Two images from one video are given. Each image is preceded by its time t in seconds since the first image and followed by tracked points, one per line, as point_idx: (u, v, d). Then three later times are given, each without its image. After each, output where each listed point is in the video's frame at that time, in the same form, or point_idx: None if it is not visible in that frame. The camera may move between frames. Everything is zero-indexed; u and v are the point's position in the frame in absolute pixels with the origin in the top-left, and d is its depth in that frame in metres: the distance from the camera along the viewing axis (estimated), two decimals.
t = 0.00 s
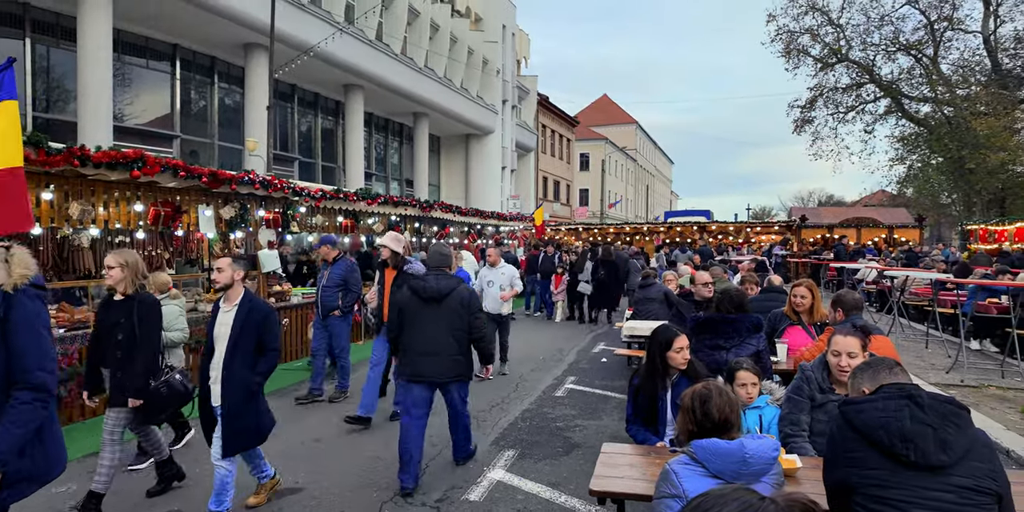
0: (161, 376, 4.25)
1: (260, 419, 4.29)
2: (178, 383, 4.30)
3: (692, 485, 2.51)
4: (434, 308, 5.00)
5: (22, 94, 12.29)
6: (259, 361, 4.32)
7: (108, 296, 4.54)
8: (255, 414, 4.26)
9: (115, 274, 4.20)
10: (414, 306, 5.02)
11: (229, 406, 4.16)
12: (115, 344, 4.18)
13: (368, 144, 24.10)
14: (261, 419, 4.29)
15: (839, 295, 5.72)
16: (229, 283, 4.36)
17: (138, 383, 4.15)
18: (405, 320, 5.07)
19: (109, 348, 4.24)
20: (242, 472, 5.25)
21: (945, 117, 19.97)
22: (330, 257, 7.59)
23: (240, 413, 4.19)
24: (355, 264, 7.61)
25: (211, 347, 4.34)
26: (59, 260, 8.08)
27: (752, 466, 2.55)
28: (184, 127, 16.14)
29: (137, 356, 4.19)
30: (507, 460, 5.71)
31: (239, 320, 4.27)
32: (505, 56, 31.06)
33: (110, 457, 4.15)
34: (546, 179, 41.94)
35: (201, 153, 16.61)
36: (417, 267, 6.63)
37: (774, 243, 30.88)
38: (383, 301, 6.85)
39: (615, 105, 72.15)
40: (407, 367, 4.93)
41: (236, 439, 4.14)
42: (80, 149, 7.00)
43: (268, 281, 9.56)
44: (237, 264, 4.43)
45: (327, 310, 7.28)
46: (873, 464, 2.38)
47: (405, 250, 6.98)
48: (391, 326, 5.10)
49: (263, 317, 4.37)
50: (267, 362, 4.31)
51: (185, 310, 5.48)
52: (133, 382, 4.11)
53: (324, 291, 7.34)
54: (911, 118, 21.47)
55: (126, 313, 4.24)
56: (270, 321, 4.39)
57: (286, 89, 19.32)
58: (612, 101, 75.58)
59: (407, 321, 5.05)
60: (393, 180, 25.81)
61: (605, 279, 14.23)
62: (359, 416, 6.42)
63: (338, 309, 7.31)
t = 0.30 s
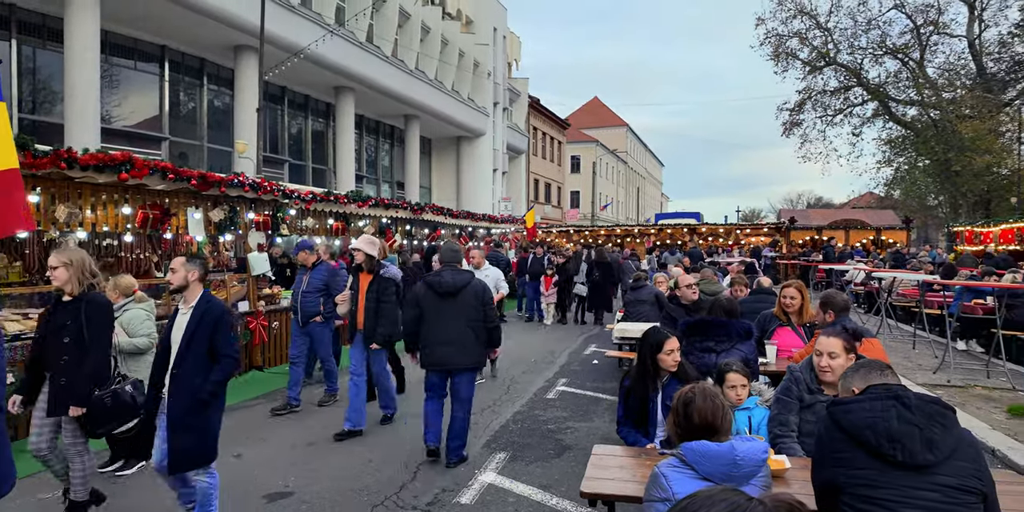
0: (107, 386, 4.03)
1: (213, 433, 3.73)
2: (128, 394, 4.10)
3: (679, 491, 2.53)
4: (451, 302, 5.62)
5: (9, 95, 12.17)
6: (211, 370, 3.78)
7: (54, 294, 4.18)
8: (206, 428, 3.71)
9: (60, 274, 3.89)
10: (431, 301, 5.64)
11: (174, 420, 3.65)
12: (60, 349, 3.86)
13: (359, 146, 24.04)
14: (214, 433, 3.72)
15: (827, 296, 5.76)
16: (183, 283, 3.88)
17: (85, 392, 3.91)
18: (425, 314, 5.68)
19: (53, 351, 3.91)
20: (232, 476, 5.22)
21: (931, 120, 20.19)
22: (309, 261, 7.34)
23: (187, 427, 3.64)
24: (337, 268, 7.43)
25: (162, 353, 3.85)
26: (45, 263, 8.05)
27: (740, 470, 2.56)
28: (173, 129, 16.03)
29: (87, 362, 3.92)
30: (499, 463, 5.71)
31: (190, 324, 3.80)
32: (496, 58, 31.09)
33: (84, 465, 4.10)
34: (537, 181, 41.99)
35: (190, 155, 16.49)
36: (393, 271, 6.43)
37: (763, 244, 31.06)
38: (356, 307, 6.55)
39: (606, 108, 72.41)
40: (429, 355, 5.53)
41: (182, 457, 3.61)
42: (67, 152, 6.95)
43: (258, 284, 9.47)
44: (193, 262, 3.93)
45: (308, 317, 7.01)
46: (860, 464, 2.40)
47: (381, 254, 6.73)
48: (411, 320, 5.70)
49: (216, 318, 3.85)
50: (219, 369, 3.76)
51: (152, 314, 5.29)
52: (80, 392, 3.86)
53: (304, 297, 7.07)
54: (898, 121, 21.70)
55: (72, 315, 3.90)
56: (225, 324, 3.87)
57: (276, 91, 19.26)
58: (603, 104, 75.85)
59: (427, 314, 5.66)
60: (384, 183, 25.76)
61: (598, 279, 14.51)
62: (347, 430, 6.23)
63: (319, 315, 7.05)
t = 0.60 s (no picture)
0: (54, 405, 3.97)
1: (170, 449, 3.62)
2: (79, 411, 4.02)
3: (670, 490, 2.53)
4: (454, 304, 5.79)
5: None
6: (161, 386, 3.62)
7: None
8: (162, 447, 3.59)
9: None
10: (435, 304, 5.79)
11: (125, 440, 3.53)
12: None
13: (348, 149, 23.97)
14: (171, 451, 3.61)
15: (815, 298, 5.80)
16: (121, 295, 3.69)
17: (25, 412, 3.85)
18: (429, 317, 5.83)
19: None
20: (221, 481, 5.18)
21: (917, 123, 20.43)
22: (281, 264, 7.29)
23: (140, 447, 3.54)
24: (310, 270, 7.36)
25: (104, 370, 3.69)
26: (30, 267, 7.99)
27: (725, 467, 2.57)
28: (160, 132, 15.90)
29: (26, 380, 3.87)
30: (489, 465, 5.71)
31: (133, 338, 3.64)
32: (486, 60, 31.12)
33: (53, 476, 4.13)
34: (527, 183, 42.02)
35: (178, 157, 16.37)
36: (372, 272, 6.25)
37: (752, 246, 31.28)
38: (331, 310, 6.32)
39: (595, 111, 72.63)
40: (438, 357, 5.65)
41: (139, 476, 3.54)
42: (52, 154, 6.88)
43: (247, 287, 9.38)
44: (130, 272, 3.74)
45: (282, 319, 6.88)
46: (848, 464, 2.42)
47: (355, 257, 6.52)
48: (415, 324, 5.83)
49: (159, 331, 3.68)
50: (166, 387, 3.57)
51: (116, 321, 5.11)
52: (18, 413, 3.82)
53: (278, 299, 6.98)
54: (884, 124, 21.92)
55: (10, 329, 3.85)
56: (171, 335, 3.69)
57: (264, 93, 19.16)
58: (592, 106, 76.05)
59: (431, 318, 5.80)
60: (374, 185, 25.70)
61: (588, 282, 14.55)
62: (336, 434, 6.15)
63: (294, 317, 6.94)
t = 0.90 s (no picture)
0: None
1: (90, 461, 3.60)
2: None
3: (663, 490, 2.54)
4: (456, 300, 6.46)
5: None
6: (89, 394, 3.57)
7: None
8: (82, 459, 3.56)
9: None
10: (438, 299, 6.49)
11: (41, 451, 3.46)
12: None
13: (338, 150, 23.88)
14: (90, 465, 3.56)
15: (803, 299, 5.83)
16: (46, 298, 3.57)
17: None
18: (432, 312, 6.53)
19: None
20: (209, 486, 5.13)
21: (902, 125, 20.66)
22: (256, 266, 7.15)
23: (58, 459, 3.48)
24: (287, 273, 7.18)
25: (20, 375, 3.57)
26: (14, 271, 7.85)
27: (719, 468, 2.59)
28: (147, 133, 15.77)
29: None
30: (480, 468, 5.70)
31: (61, 342, 3.55)
32: (476, 62, 31.13)
33: None
34: (518, 186, 42.05)
35: (165, 159, 16.24)
36: (349, 276, 6.02)
37: (741, 248, 31.47)
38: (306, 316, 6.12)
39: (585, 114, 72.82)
40: (432, 346, 6.32)
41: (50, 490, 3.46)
42: (36, 156, 6.80)
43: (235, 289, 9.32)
44: (55, 273, 3.62)
45: (258, 323, 6.71)
46: (836, 464, 2.44)
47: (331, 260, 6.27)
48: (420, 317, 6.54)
49: (92, 336, 3.62)
50: (95, 398, 3.52)
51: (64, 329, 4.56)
52: None
53: (253, 303, 6.82)
54: (870, 126, 22.17)
55: None
56: (104, 340, 3.64)
57: (253, 94, 19.05)
58: (582, 108, 76.29)
59: (434, 312, 6.49)
60: (364, 187, 25.62)
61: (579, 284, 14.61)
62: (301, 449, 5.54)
63: (269, 321, 6.76)
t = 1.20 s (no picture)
0: None
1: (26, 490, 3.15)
2: None
3: (652, 491, 2.55)
4: (468, 299, 6.95)
5: None
6: (19, 415, 3.13)
7: None
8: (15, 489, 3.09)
9: None
10: (453, 298, 6.94)
11: None
12: None
13: (328, 152, 23.80)
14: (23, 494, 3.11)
15: (790, 302, 5.89)
16: None
17: None
18: (446, 310, 6.94)
19: None
20: (196, 491, 5.09)
21: (888, 128, 20.89)
22: (232, 270, 6.80)
23: None
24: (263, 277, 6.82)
25: None
26: None
27: (708, 470, 2.59)
28: (135, 135, 15.65)
29: None
30: (471, 471, 5.69)
31: None
32: (466, 64, 31.15)
33: None
34: (508, 188, 42.09)
35: (153, 161, 16.12)
36: (326, 279, 5.69)
37: (730, 249, 31.65)
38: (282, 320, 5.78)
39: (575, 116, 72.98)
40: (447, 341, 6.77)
41: None
42: (21, 158, 6.72)
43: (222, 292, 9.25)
44: None
45: (228, 330, 6.35)
46: (824, 465, 2.45)
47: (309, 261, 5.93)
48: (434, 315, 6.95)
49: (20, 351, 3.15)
50: (30, 418, 3.10)
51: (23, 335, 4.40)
52: None
53: (225, 309, 6.46)
54: (857, 129, 22.37)
55: None
56: (35, 355, 3.20)
57: (242, 96, 18.94)
58: (572, 110, 76.53)
59: (448, 311, 6.93)
60: (354, 189, 25.54)
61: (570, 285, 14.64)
62: (281, 464, 5.48)
63: (240, 329, 6.39)
